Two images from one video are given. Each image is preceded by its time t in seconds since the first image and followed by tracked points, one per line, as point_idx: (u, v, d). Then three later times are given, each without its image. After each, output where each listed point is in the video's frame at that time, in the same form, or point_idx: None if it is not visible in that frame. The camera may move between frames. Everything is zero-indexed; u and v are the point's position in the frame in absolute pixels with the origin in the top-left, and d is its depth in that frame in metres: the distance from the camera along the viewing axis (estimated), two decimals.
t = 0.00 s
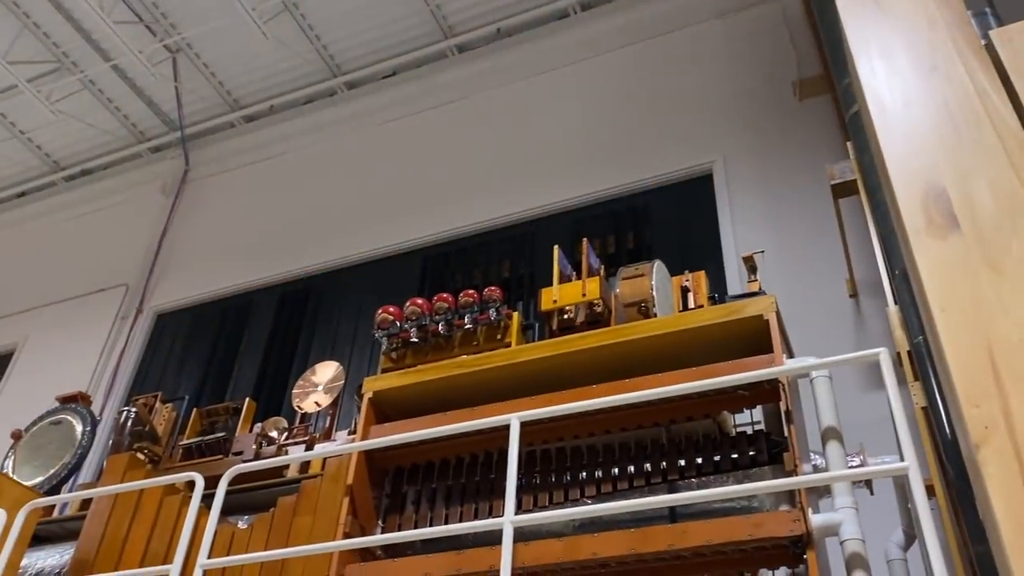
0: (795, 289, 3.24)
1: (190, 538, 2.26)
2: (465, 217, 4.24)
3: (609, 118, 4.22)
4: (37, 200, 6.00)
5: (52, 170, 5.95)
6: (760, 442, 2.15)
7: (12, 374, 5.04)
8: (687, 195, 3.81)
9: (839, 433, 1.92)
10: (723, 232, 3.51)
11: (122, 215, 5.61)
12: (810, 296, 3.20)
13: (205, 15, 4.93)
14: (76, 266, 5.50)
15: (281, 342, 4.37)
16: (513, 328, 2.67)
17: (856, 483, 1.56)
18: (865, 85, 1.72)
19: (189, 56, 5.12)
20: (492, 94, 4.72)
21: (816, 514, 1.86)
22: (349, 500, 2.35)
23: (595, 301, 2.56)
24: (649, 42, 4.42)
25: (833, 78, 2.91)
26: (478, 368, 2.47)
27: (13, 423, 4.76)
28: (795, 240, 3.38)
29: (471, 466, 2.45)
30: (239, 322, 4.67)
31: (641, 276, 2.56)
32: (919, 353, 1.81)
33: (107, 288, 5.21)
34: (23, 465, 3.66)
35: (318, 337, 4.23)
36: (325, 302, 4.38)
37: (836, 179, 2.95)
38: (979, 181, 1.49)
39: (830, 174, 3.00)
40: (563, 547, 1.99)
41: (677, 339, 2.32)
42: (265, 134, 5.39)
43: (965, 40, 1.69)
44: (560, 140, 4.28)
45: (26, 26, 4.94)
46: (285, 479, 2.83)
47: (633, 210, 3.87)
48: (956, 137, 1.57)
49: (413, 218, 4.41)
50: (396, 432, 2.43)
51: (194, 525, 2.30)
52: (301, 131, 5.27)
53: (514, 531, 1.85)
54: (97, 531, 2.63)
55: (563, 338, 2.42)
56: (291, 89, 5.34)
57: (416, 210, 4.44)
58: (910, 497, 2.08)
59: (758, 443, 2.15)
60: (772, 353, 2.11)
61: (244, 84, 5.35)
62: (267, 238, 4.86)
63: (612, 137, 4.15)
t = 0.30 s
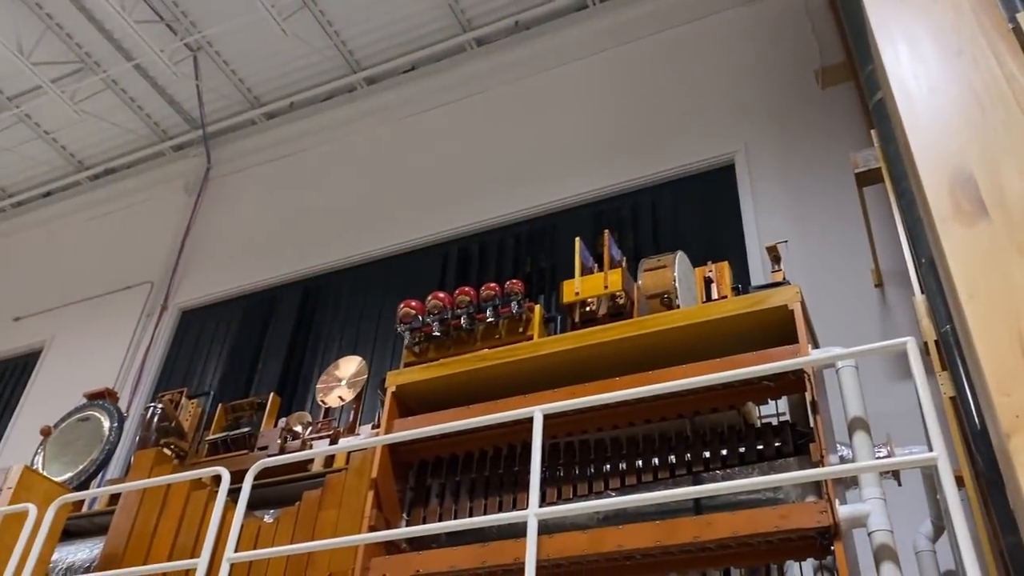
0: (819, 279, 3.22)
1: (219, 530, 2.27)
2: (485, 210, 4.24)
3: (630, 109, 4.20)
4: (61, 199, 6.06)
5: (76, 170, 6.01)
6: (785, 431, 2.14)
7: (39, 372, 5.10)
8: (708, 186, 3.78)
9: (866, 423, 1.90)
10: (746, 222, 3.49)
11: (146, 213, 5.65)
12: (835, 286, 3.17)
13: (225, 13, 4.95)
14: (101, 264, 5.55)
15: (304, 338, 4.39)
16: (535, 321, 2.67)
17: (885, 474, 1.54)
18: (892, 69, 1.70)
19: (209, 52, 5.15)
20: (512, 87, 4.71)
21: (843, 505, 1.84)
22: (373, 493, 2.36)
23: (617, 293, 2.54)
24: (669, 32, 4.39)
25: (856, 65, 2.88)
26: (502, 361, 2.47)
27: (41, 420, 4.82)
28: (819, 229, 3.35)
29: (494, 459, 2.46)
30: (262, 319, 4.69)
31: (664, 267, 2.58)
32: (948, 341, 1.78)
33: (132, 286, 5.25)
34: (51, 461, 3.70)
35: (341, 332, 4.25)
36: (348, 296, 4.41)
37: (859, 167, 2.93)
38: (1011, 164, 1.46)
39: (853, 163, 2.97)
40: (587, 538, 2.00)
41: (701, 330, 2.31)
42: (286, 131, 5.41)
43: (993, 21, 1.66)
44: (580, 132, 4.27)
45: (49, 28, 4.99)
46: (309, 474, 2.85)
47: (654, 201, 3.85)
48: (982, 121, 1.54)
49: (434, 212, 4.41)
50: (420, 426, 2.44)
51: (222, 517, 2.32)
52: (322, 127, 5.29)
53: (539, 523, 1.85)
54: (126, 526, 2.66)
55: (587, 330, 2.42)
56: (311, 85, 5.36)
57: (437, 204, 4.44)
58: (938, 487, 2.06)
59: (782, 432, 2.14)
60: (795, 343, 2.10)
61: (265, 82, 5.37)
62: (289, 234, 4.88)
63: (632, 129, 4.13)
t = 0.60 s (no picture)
0: (843, 268, 3.19)
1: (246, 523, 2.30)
2: (506, 203, 4.24)
3: (650, 99, 4.18)
4: (86, 197, 6.13)
5: (100, 168, 6.07)
6: (810, 421, 2.13)
7: (67, 368, 5.16)
8: (730, 176, 3.76)
9: (893, 412, 1.88)
10: (768, 212, 3.47)
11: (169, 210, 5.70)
12: (859, 275, 3.14)
13: (244, 9, 4.97)
14: (126, 261, 5.61)
15: (327, 332, 4.41)
16: (556, 313, 2.66)
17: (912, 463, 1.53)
18: (917, 54, 1.68)
19: (228, 50, 5.17)
20: (531, 79, 4.70)
21: (870, 495, 1.83)
22: (397, 486, 2.37)
23: (639, 284, 2.53)
24: (688, 21, 4.36)
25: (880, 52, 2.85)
26: (524, 353, 2.47)
27: (69, 415, 4.88)
28: (843, 218, 3.32)
29: (517, 451, 2.46)
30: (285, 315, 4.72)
31: (686, 257, 2.56)
32: (976, 329, 1.76)
33: (156, 283, 5.30)
34: (80, 456, 3.75)
35: (364, 326, 4.27)
36: (370, 290, 4.43)
37: (882, 154, 2.89)
38: None
39: (877, 150, 2.94)
40: (611, 530, 1.99)
41: (723, 320, 2.30)
42: (306, 127, 5.43)
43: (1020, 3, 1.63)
44: (600, 123, 4.25)
45: (71, 28, 5.04)
46: (334, 466, 2.87)
47: (675, 192, 3.84)
48: (1010, 105, 1.52)
49: (454, 206, 4.41)
50: (443, 418, 2.45)
51: (248, 510, 2.34)
52: (341, 122, 5.30)
53: (562, 515, 1.85)
54: (153, 521, 2.68)
55: (608, 322, 2.41)
56: (330, 81, 5.38)
57: (457, 197, 4.44)
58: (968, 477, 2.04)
59: (807, 422, 2.13)
60: (820, 333, 2.08)
61: (285, 78, 5.39)
62: (311, 229, 4.90)
63: (652, 119, 4.10)
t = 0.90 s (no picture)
0: (867, 257, 3.16)
1: (272, 516, 2.31)
2: (525, 196, 4.23)
3: (670, 89, 4.16)
4: (110, 196, 6.20)
5: (123, 167, 6.13)
6: (835, 411, 2.11)
7: (93, 365, 5.22)
8: (751, 166, 3.73)
9: (919, 401, 1.87)
10: (790, 201, 3.44)
11: (191, 208, 5.75)
12: (883, 264, 3.11)
13: (262, 6, 5.00)
14: (149, 258, 5.66)
15: (349, 326, 4.43)
16: (578, 305, 2.65)
17: (940, 451, 1.51)
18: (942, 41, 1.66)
19: (248, 47, 5.20)
20: (549, 72, 4.69)
21: (897, 485, 1.81)
22: (421, 478, 2.38)
23: (661, 275, 2.53)
24: (707, 11, 4.33)
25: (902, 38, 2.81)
26: (545, 345, 2.47)
27: (96, 412, 4.93)
28: (866, 206, 3.29)
29: (540, 443, 2.46)
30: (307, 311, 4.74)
31: (709, 247, 2.54)
32: (1004, 317, 1.73)
33: (179, 280, 5.34)
34: (107, 452, 3.78)
35: (386, 320, 4.28)
36: (391, 284, 4.44)
37: (906, 141, 2.86)
38: None
39: (901, 137, 2.91)
40: (636, 521, 1.99)
41: (746, 310, 2.29)
42: (326, 123, 5.45)
43: None
44: (619, 115, 4.24)
45: (92, 28, 5.08)
46: (358, 460, 2.88)
47: (696, 183, 3.82)
48: None
49: (474, 199, 4.41)
50: (465, 411, 2.45)
51: (274, 503, 2.35)
52: (360, 117, 5.32)
53: (586, 506, 1.85)
54: (181, 514, 2.71)
55: (630, 313, 2.40)
56: (349, 77, 5.39)
57: (477, 190, 4.44)
58: (996, 465, 2.01)
59: (832, 412, 2.11)
60: (845, 322, 2.06)
61: (304, 74, 5.41)
62: (332, 224, 4.92)
63: (672, 110, 4.08)
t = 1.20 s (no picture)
0: (891, 246, 3.13)
1: (298, 509, 2.33)
2: (545, 188, 4.22)
3: (689, 80, 4.14)
4: (132, 194, 6.25)
5: (145, 165, 6.19)
6: (861, 402, 2.10)
7: (119, 362, 5.27)
8: (773, 155, 3.71)
9: (947, 390, 1.85)
10: (812, 190, 3.41)
11: (213, 205, 5.79)
12: (907, 253, 3.08)
13: (281, 3, 5.02)
14: (172, 256, 5.70)
15: (371, 321, 4.45)
16: (600, 297, 2.64)
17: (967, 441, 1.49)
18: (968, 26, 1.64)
19: (267, 44, 5.23)
20: (568, 64, 4.67)
21: (924, 475, 1.79)
22: (445, 471, 2.39)
23: (683, 266, 2.51)
24: None
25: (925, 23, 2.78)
26: (567, 338, 2.47)
27: (122, 407, 4.98)
28: (890, 195, 3.26)
29: (563, 436, 2.46)
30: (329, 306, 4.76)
31: (731, 238, 2.53)
32: None
33: (202, 276, 5.38)
34: (133, 447, 3.83)
35: (408, 314, 4.30)
36: (412, 279, 4.45)
37: (930, 128, 2.83)
38: None
39: (925, 125, 2.87)
40: (661, 513, 1.99)
41: (770, 300, 2.27)
42: (345, 119, 5.46)
43: None
44: (639, 106, 4.22)
45: (114, 28, 5.12)
46: (382, 453, 2.90)
47: (717, 173, 3.80)
48: None
49: (493, 193, 4.40)
50: (489, 404, 2.45)
51: (300, 496, 2.37)
52: (379, 112, 5.33)
53: (610, 499, 1.84)
54: (207, 508, 2.74)
55: (652, 304, 2.39)
56: (367, 72, 5.40)
57: (496, 184, 4.43)
58: None
59: (858, 403, 2.09)
60: (871, 311, 2.04)
61: (323, 70, 5.43)
62: (352, 218, 4.94)
63: (692, 100, 4.06)
